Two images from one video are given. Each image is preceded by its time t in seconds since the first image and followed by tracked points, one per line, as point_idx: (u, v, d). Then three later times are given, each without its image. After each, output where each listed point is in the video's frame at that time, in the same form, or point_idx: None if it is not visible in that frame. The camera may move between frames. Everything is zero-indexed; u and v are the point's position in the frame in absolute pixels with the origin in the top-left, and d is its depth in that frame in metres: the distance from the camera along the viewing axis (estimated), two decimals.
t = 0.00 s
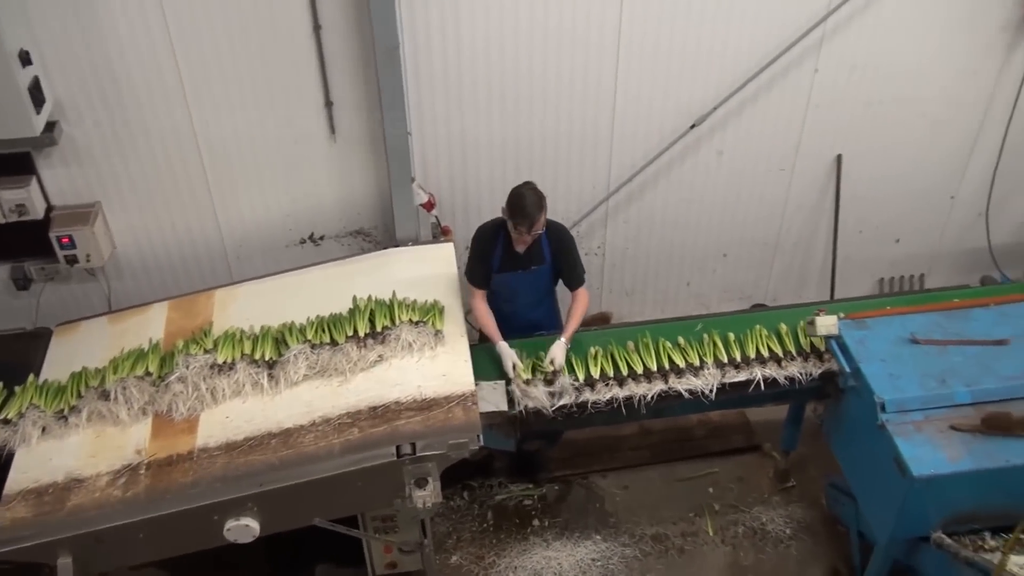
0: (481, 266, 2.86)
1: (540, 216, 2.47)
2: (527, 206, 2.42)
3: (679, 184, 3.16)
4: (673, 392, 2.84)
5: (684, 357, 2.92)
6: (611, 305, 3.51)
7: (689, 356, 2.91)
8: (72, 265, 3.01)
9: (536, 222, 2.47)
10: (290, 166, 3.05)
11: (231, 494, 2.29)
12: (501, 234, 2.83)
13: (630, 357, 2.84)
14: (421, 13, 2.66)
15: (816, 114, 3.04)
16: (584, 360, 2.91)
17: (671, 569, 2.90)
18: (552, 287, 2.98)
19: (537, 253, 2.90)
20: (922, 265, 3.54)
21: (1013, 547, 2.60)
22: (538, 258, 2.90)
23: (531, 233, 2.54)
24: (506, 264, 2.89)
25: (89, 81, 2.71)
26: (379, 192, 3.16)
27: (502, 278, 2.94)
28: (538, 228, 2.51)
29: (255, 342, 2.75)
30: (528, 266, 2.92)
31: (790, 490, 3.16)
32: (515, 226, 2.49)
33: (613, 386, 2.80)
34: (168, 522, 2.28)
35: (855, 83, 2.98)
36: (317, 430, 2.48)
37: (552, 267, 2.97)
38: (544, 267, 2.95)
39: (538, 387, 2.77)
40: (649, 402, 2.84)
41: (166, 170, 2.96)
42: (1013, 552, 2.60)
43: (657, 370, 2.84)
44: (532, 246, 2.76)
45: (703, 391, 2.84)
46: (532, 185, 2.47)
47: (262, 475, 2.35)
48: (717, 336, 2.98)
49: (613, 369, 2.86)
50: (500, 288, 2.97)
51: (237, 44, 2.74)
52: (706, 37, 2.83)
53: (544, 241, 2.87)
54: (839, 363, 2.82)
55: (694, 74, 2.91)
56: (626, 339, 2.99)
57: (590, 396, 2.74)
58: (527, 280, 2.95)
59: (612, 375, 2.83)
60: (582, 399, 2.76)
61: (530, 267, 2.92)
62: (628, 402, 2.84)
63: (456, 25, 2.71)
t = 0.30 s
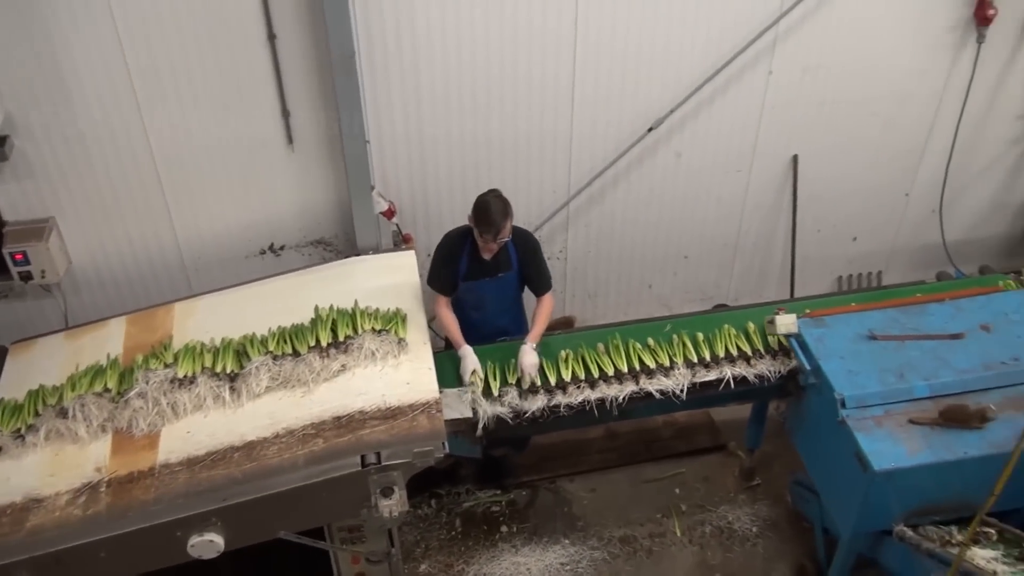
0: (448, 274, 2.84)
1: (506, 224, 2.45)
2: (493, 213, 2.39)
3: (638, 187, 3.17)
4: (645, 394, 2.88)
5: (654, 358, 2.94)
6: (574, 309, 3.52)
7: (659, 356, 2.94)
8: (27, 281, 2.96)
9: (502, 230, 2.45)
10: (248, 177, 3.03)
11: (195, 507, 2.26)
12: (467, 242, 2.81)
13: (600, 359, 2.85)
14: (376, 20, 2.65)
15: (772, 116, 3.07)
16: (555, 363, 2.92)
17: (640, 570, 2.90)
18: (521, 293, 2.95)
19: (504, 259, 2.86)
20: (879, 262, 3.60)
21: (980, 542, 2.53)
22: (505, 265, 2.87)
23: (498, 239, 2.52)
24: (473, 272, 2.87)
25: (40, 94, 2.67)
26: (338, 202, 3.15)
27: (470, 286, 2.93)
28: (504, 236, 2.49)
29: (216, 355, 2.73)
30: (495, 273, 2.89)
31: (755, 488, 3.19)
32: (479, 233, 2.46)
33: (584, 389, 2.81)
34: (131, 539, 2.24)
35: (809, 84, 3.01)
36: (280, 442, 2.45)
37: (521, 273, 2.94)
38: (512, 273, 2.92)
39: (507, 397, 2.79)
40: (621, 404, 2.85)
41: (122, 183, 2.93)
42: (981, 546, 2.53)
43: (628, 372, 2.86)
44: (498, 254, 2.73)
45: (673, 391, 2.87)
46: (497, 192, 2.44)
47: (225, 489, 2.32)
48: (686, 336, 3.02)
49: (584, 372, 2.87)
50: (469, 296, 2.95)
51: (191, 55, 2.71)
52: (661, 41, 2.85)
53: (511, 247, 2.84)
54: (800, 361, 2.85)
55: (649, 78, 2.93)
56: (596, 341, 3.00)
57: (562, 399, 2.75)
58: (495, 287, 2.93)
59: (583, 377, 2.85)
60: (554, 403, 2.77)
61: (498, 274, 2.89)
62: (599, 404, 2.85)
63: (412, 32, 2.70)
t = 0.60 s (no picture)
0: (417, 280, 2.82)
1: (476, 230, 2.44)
2: (463, 222, 2.38)
3: (606, 190, 3.19)
4: (622, 394, 2.87)
5: (630, 358, 2.94)
6: (544, 313, 3.52)
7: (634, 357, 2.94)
8: None
9: (473, 235, 2.43)
10: (213, 186, 3.01)
11: (163, 520, 2.23)
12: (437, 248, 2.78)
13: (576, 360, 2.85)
14: (339, 27, 2.64)
15: (736, 117, 3.10)
16: (531, 366, 2.91)
17: (614, 572, 2.91)
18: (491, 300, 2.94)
19: (475, 267, 2.85)
20: (844, 261, 3.64)
21: (954, 538, 2.54)
22: (476, 272, 2.85)
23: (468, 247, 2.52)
24: (443, 279, 2.85)
25: None
26: (304, 209, 3.14)
27: (440, 291, 2.90)
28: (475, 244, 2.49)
29: (182, 365, 2.70)
30: (466, 279, 2.87)
31: (726, 487, 3.21)
32: (450, 241, 2.46)
33: (562, 391, 2.80)
34: (98, 554, 2.20)
35: (771, 85, 3.04)
36: (249, 452, 2.43)
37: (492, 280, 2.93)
38: (483, 281, 2.91)
39: (481, 401, 2.78)
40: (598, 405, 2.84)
41: (85, 194, 2.89)
42: (955, 542, 2.55)
43: (604, 373, 2.86)
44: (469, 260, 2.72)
45: (649, 391, 2.87)
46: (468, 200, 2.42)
47: (193, 501, 2.29)
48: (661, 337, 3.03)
49: (561, 374, 2.86)
50: (439, 301, 2.93)
51: (153, 63, 2.69)
52: (625, 44, 2.87)
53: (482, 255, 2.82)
54: (767, 360, 2.87)
55: (614, 82, 2.95)
56: (571, 343, 3.00)
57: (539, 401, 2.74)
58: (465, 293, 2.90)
59: (560, 379, 2.83)
60: (532, 405, 2.76)
61: (469, 281, 2.88)
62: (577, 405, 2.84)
63: (375, 38, 2.70)
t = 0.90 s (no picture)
0: (388, 289, 2.78)
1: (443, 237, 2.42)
2: (430, 232, 2.37)
3: (573, 195, 3.20)
4: (599, 396, 2.87)
5: (608, 361, 2.95)
6: (514, 318, 3.52)
7: (612, 359, 2.95)
8: None
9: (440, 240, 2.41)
10: (177, 198, 2.98)
11: (134, 538, 2.21)
12: (406, 257, 2.75)
13: (553, 363, 2.87)
14: (301, 36, 2.64)
15: (700, 120, 3.12)
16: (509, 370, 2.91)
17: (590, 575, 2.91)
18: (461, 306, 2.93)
19: (444, 274, 2.83)
20: (811, 260, 3.67)
21: (930, 534, 2.55)
22: (444, 280, 2.83)
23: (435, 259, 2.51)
24: (413, 287, 2.82)
25: None
26: (271, 220, 3.13)
27: (410, 299, 2.88)
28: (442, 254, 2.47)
29: (150, 380, 2.66)
30: (435, 287, 2.85)
31: (700, 488, 3.22)
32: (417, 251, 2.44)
33: (541, 394, 2.81)
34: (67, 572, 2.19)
35: (734, 88, 3.07)
36: (220, 466, 2.41)
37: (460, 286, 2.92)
38: (451, 287, 2.90)
39: (461, 408, 2.79)
40: (578, 407, 2.86)
41: (48, 209, 2.86)
42: (932, 538, 2.56)
43: (583, 376, 2.88)
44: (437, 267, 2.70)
45: (628, 393, 2.87)
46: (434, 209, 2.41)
47: (163, 517, 2.27)
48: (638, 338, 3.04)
49: (539, 377, 2.87)
50: (409, 309, 2.90)
51: (114, 76, 2.66)
52: (587, 50, 2.88)
53: (450, 262, 2.81)
54: (736, 360, 2.88)
55: (578, 87, 2.96)
56: (550, 347, 3.02)
57: (518, 404, 2.75)
58: (435, 301, 2.89)
59: (538, 382, 2.85)
60: (511, 409, 2.77)
61: (438, 289, 2.86)
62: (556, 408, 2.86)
63: (338, 48, 2.69)
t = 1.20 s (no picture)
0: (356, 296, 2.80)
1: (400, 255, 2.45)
2: (388, 241, 2.41)
3: (545, 198, 3.21)
4: (582, 397, 2.88)
5: (589, 362, 2.96)
6: (489, 323, 3.52)
7: (592, 360, 2.96)
8: None
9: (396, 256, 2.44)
10: (147, 209, 2.96)
11: (108, 553, 2.20)
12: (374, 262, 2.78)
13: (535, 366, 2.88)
14: (269, 43, 2.63)
15: (670, 122, 3.14)
16: (491, 374, 2.92)
17: None
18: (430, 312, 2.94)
19: (412, 278, 2.86)
20: (782, 260, 3.70)
21: (911, 531, 2.56)
22: (413, 284, 2.86)
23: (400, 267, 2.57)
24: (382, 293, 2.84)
25: None
26: (241, 229, 3.12)
27: (379, 307, 2.88)
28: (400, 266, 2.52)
29: (122, 393, 2.64)
30: (404, 293, 2.87)
31: (677, 488, 3.23)
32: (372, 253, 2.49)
33: (522, 397, 2.80)
34: None
35: (702, 90, 3.09)
36: (193, 477, 2.39)
37: (428, 292, 2.93)
38: (420, 294, 2.91)
39: (444, 411, 2.79)
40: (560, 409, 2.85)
41: (16, 222, 2.83)
42: (912, 535, 2.56)
43: (564, 378, 2.88)
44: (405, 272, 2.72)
45: (610, 393, 2.88)
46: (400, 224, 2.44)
47: (137, 530, 2.25)
48: (618, 340, 3.06)
49: (521, 381, 2.88)
50: (378, 317, 2.90)
51: (79, 87, 2.64)
52: (556, 54, 2.90)
53: (417, 266, 2.84)
54: (709, 360, 2.89)
55: (547, 91, 2.97)
56: (530, 349, 3.04)
57: (501, 407, 2.75)
58: (404, 307, 2.89)
59: (520, 385, 2.85)
60: (495, 412, 2.78)
61: (407, 295, 2.88)
62: (538, 411, 2.86)
63: (306, 56, 2.69)
